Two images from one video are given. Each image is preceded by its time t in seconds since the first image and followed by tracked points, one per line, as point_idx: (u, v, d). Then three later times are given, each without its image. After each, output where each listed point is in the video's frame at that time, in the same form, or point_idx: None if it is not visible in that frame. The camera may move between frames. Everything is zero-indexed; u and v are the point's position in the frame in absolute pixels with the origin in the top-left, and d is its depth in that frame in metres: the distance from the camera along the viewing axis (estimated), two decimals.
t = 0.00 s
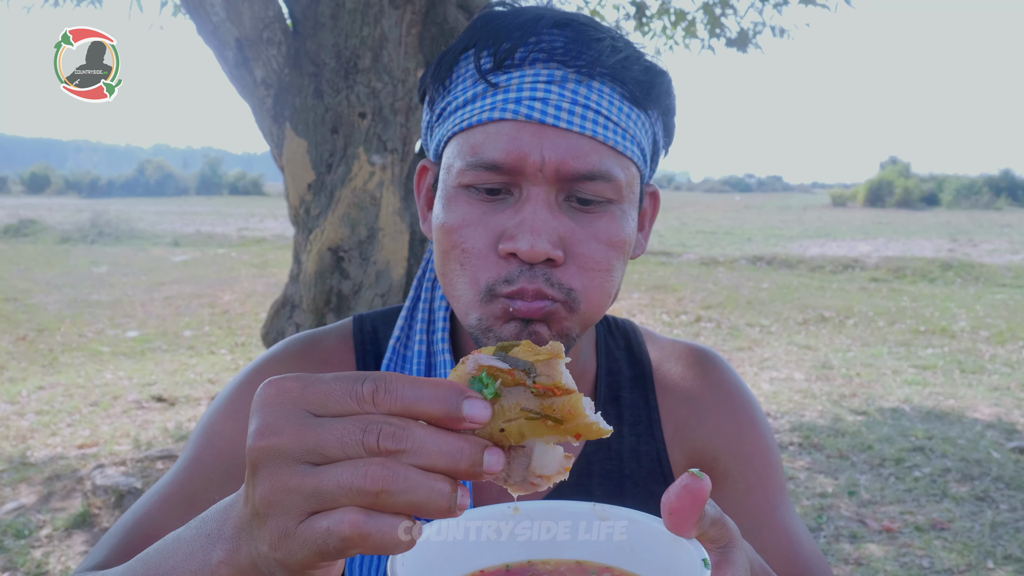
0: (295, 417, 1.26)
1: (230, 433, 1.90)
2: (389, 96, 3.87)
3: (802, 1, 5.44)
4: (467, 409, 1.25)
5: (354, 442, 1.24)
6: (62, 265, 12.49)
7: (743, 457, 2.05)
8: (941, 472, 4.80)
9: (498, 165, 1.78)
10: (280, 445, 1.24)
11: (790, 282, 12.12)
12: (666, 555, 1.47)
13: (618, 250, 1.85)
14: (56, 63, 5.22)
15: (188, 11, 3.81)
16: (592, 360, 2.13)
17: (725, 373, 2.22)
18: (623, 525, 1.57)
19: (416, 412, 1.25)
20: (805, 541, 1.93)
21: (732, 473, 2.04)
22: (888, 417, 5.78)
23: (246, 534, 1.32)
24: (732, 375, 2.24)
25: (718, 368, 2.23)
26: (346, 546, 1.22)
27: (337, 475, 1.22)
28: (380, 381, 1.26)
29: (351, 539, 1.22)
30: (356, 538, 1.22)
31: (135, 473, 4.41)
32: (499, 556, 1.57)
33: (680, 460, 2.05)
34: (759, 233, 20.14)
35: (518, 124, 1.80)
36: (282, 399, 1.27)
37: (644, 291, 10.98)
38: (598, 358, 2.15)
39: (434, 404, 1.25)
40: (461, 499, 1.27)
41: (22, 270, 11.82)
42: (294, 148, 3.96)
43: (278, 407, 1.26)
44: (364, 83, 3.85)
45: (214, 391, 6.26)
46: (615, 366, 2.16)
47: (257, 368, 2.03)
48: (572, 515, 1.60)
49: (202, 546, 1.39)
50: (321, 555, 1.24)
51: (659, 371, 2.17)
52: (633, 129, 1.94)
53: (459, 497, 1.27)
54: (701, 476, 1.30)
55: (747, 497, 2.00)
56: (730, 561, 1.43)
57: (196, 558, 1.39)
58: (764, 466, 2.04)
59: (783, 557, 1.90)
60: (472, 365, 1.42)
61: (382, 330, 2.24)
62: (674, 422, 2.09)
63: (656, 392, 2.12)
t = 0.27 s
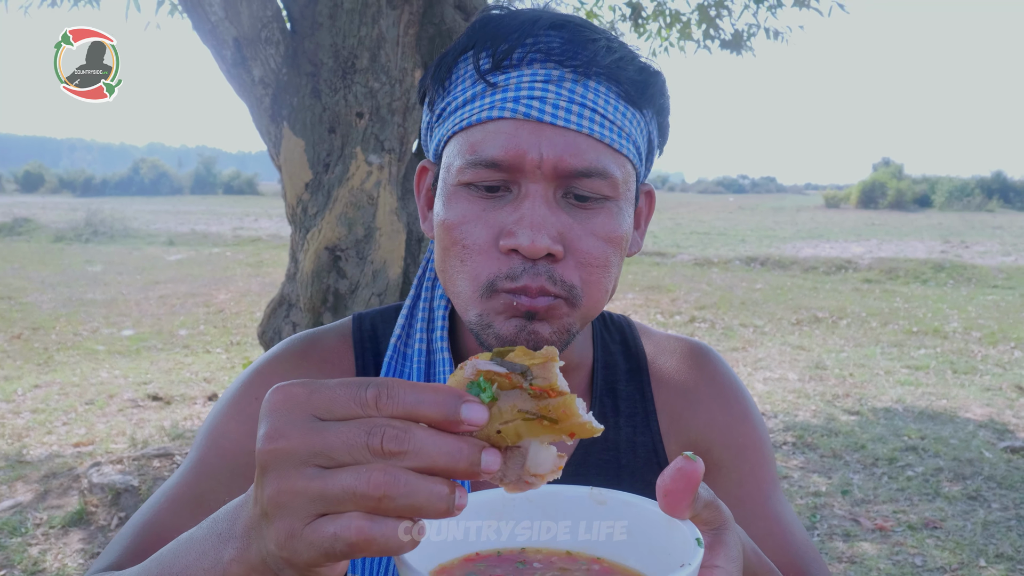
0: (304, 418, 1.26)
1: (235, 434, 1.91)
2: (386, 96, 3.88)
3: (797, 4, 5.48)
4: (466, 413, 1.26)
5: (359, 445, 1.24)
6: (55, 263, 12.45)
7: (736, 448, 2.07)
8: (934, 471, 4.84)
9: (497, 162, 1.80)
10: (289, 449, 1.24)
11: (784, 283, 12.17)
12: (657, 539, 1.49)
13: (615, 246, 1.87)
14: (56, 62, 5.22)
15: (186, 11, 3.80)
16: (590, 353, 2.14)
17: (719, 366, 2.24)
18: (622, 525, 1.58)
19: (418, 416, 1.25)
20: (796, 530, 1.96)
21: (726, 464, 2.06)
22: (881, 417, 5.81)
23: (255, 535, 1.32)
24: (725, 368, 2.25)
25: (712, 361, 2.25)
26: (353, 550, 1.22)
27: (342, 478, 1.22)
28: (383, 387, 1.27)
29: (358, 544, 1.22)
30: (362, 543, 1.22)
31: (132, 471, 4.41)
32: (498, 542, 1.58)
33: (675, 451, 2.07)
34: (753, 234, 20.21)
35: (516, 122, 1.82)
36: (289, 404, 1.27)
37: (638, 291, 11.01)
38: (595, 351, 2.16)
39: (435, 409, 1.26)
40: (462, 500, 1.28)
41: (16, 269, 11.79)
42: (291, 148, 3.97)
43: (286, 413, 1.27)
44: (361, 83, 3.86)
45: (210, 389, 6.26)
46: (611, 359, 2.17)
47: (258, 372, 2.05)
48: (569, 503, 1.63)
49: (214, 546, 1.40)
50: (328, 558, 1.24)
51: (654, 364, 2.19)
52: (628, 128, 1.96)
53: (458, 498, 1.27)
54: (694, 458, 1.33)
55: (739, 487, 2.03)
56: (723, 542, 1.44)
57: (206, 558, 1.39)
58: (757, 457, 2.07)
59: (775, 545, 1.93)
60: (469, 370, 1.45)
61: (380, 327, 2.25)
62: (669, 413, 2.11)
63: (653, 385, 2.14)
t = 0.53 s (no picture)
0: (292, 357, 1.24)
1: (238, 419, 1.91)
2: (380, 93, 3.88)
3: (788, 1, 5.50)
4: (451, 352, 1.25)
5: (347, 379, 1.22)
6: (47, 263, 12.40)
7: (729, 437, 2.09)
8: (925, 466, 4.87)
9: (486, 201, 1.73)
10: (276, 385, 1.23)
11: (776, 280, 12.20)
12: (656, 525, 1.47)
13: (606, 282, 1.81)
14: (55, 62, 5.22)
15: (180, 8, 3.82)
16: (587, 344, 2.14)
17: (712, 355, 2.24)
18: (623, 525, 1.54)
19: (405, 353, 1.24)
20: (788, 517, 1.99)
21: (720, 453, 2.09)
22: (872, 412, 5.84)
23: (251, 476, 1.32)
24: (718, 357, 2.26)
25: (703, 351, 2.25)
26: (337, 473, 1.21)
27: (330, 412, 1.21)
28: (370, 326, 1.25)
29: (343, 469, 1.21)
30: (347, 471, 1.21)
31: (126, 469, 4.41)
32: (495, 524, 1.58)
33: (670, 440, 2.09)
34: (744, 232, 20.27)
35: (506, 162, 1.74)
36: (277, 346, 1.25)
37: (631, 288, 11.03)
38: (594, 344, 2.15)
39: (420, 345, 1.24)
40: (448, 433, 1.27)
41: (7, 268, 11.75)
42: (285, 145, 3.97)
43: (273, 352, 1.25)
44: (355, 80, 3.86)
45: (203, 388, 6.25)
46: (607, 351, 2.17)
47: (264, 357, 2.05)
48: (566, 488, 1.63)
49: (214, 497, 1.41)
50: (316, 487, 1.24)
51: (649, 356, 2.20)
52: (630, 166, 1.86)
53: (443, 429, 1.26)
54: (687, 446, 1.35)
55: (732, 475, 2.06)
56: (715, 528, 1.46)
57: (208, 508, 1.40)
58: (751, 446, 2.09)
59: (767, 533, 1.96)
60: (454, 315, 1.48)
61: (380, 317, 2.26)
62: (665, 405, 2.12)
63: (648, 376, 2.15)
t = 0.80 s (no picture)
0: (294, 382, 1.25)
1: (229, 419, 1.91)
2: (374, 95, 3.87)
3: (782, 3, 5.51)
4: (455, 382, 1.27)
5: (349, 406, 1.24)
6: (41, 266, 12.37)
7: (724, 442, 2.08)
8: (921, 467, 4.87)
9: (490, 189, 1.80)
10: (280, 407, 1.24)
11: (772, 282, 12.21)
12: (649, 530, 1.46)
13: (607, 268, 1.87)
14: (56, 61, 5.20)
15: (173, 10, 3.81)
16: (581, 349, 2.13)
17: (710, 362, 2.24)
18: (623, 525, 1.52)
19: (407, 381, 1.26)
20: (782, 523, 1.95)
21: (715, 457, 2.07)
22: (868, 413, 5.84)
23: (249, 495, 1.32)
24: (716, 363, 2.26)
25: (703, 357, 2.25)
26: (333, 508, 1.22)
27: (329, 440, 1.22)
28: (374, 352, 1.26)
29: (338, 503, 1.22)
30: (343, 504, 1.22)
31: (121, 472, 4.40)
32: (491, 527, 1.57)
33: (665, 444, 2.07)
34: (740, 233, 20.29)
35: (509, 150, 1.81)
36: (283, 367, 1.25)
37: (627, 290, 11.03)
38: (587, 350, 2.16)
39: (423, 374, 1.26)
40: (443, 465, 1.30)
41: (2, 271, 11.72)
42: (279, 147, 3.95)
43: (276, 371, 1.26)
44: (349, 83, 3.85)
45: (199, 390, 6.24)
46: (602, 355, 2.18)
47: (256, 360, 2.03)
48: (559, 495, 1.60)
49: (209, 512, 1.40)
50: (309, 518, 1.25)
51: (644, 360, 2.20)
52: (625, 151, 1.94)
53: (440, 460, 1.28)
54: (681, 451, 1.33)
55: (727, 479, 2.04)
56: (708, 532, 1.46)
57: (205, 522, 1.39)
58: (746, 452, 2.07)
59: (760, 538, 1.93)
60: (459, 343, 1.48)
61: (376, 318, 2.25)
62: (659, 409, 2.12)
63: (643, 380, 2.15)
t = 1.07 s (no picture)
0: (307, 383, 1.26)
1: (215, 410, 1.95)
2: (373, 99, 3.88)
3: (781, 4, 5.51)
4: (461, 417, 1.26)
5: (357, 416, 1.24)
6: (45, 270, 12.40)
7: (717, 441, 2.09)
8: (922, 468, 4.86)
9: (489, 178, 1.80)
10: (285, 403, 1.24)
11: (774, 282, 12.21)
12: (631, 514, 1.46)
13: (603, 261, 1.88)
14: (56, 63, 5.22)
15: (173, 15, 3.82)
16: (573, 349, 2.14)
17: (702, 363, 2.26)
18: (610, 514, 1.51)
19: (416, 406, 1.27)
20: (775, 521, 1.95)
21: (708, 457, 2.08)
22: (869, 414, 5.84)
23: (229, 473, 1.32)
24: (708, 364, 2.27)
25: (695, 358, 2.26)
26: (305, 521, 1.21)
27: (325, 443, 1.21)
28: (392, 370, 1.28)
29: (311, 519, 1.21)
30: (316, 519, 1.21)
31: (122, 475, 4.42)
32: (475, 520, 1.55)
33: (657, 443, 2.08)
34: (742, 234, 20.29)
35: (509, 138, 1.82)
36: (302, 365, 1.27)
37: (628, 291, 11.04)
38: (579, 349, 2.16)
39: (434, 404, 1.27)
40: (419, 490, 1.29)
41: (5, 275, 11.75)
42: (278, 151, 3.97)
43: (294, 371, 1.27)
44: (348, 86, 3.86)
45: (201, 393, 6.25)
46: (594, 356, 2.18)
47: (247, 356, 2.07)
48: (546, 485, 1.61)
49: (184, 485, 1.41)
50: (282, 519, 1.24)
51: (636, 361, 2.20)
52: (621, 144, 1.96)
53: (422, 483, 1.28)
54: (661, 437, 1.32)
55: (719, 478, 2.04)
56: (691, 519, 1.45)
57: (179, 495, 1.40)
58: (738, 451, 2.08)
59: (755, 536, 1.93)
60: (471, 383, 1.42)
61: (368, 324, 2.24)
62: (652, 409, 2.13)
63: (635, 380, 2.16)
